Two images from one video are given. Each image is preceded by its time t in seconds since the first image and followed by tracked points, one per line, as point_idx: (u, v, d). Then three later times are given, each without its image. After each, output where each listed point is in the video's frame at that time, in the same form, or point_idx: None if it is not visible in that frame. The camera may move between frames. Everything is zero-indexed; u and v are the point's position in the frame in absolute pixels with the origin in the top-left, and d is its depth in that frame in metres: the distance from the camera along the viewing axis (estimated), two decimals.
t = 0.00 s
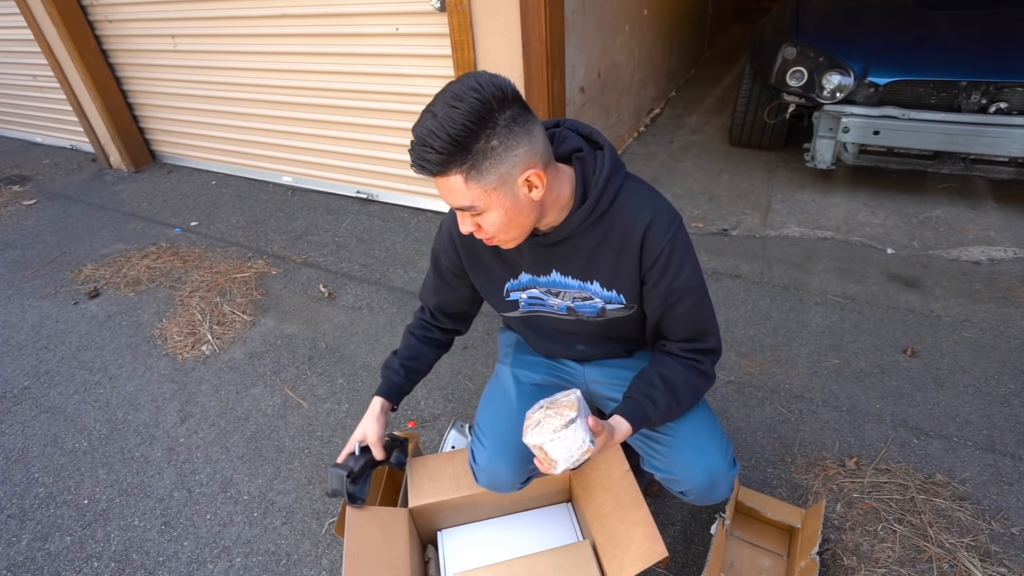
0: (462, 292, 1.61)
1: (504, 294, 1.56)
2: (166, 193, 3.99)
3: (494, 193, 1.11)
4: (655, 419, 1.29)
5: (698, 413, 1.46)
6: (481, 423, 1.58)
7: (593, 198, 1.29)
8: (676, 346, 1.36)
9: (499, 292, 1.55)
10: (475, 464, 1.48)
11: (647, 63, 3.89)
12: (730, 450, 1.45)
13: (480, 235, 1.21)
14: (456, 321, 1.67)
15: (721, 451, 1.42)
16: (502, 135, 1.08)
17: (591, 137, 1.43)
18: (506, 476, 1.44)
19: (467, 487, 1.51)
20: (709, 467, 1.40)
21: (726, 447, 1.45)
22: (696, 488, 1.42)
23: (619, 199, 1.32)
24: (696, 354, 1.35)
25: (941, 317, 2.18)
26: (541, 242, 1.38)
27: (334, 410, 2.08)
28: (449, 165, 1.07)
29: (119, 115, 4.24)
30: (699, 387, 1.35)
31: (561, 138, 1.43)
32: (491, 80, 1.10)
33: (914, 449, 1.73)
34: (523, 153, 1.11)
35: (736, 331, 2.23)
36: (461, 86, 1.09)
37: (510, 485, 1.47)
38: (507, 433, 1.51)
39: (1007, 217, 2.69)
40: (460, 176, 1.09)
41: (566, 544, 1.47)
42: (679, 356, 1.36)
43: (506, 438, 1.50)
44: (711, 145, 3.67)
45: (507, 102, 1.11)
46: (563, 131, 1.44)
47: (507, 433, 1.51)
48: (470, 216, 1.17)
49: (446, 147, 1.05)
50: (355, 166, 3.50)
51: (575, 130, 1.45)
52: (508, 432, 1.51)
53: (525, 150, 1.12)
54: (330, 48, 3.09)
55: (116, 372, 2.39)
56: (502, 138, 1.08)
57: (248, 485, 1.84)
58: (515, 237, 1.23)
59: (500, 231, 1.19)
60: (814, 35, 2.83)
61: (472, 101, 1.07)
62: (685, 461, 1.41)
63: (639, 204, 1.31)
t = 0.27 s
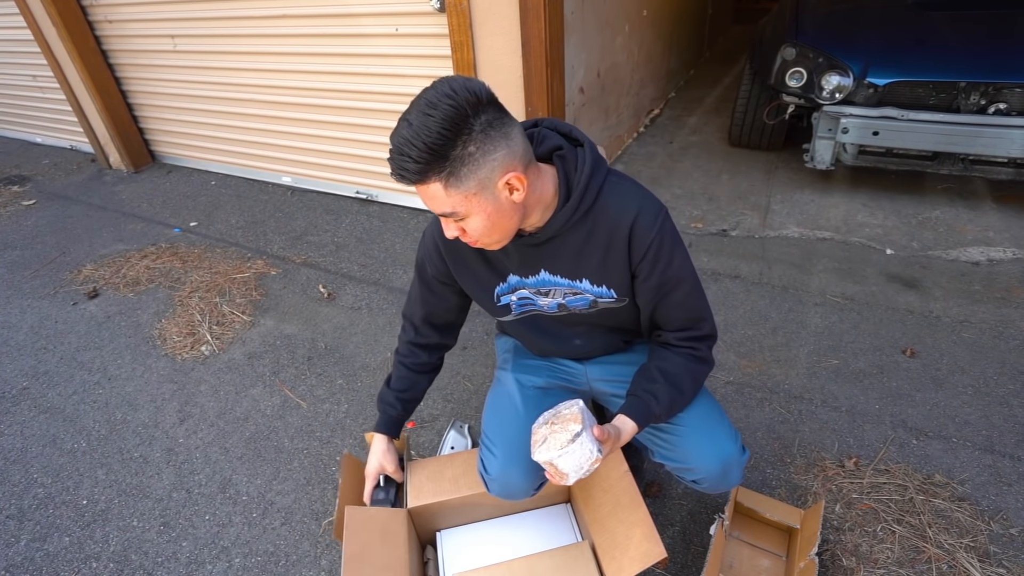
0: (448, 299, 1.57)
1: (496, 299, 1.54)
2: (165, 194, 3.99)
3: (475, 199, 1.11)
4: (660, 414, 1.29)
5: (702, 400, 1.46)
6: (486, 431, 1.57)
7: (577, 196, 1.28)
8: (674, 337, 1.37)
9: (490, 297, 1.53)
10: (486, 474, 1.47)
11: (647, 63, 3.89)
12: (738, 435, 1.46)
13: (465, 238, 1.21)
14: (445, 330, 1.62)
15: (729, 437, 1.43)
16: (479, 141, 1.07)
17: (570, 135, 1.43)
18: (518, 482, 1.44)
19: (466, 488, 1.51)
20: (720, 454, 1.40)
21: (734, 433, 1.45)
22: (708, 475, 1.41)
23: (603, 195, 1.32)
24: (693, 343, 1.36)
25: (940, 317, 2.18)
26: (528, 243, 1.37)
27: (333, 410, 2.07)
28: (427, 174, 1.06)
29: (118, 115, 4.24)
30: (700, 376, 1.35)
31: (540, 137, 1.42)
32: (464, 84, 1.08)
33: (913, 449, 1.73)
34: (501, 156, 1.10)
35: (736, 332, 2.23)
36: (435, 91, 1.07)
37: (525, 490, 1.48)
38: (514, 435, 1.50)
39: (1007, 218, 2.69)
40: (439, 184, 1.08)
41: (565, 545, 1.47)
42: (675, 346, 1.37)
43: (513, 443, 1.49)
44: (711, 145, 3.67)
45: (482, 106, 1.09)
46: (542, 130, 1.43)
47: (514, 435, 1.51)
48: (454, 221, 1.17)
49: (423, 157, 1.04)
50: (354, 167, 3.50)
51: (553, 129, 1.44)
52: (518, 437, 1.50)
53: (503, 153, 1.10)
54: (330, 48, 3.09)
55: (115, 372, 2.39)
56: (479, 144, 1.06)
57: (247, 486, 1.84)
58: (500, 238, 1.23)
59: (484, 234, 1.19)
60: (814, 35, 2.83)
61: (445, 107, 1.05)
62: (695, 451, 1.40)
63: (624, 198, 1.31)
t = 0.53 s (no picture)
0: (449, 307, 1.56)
1: (494, 306, 1.53)
2: (165, 190, 3.98)
3: (454, 224, 1.10)
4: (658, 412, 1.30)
5: (700, 396, 1.46)
6: (486, 427, 1.56)
7: (566, 201, 1.27)
8: (671, 334, 1.36)
9: (488, 305, 1.52)
10: (485, 470, 1.47)
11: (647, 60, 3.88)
12: (737, 432, 1.46)
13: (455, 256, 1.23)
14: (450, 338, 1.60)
15: (728, 433, 1.43)
16: (450, 172, 1.04)
17: (556, 139, 1.42)
18: (517, 478, 1.45)
19: (465, 484, 1.51)
20: (719, 451, 1.40)
21: (732, 429, 1.46)
22: (707, 473, 1.42)
23: (593, 197, 1.30)
24: (690, 339, 1.35)
25: (939, 315, 2.18)
26: (521, 249, 1.36)
27: (333, 407, 2.07)
28: (403, 209, 1.06)
29: (117, 111, 4.23)
30: (697, 370, 1.35)
31: (526, 144, 1.41)
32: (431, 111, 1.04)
33: (912, 447, 1.73)
34: (476, 181, 1.07)
35: (735, 329, 2.23)
36: (402, 124, 1.04)
37: (524, 485, 1.48)
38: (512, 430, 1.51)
39: (1007, 216, 2.69)
40: (417, 216, 1.08)
41: (564, 542, 1.47)
42: (672, 344, 1.37)
43: (512, 438, 1.49)
44: (711, 143, 3.67)
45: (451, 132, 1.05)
46: (528, 137, 1.42)
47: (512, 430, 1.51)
48: (439, 244, 1.17)
49: (395, 196, 1.03)
50: (354, 163, 3.50)
51: (539, 134, 1.44)
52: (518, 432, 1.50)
53: (478, 178, 1.07)
54: (329, 45, 3.08)
55: (115, 369, 2.39)
56: (449, 175, 1.04)
57: (246, 482, 1.84)
58: (489, 253, 1.23)
59: (471, 253, 1.20)
60: (814, 32, 2.82)
61: (412, 142, 1.02)
62: (693, 448, 1.40)
63: (614, 199, 1.30)
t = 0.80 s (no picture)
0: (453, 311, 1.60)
1: (488, 307, 1.56)
2: (165, 189, 3.98)
3: (441, 243, 1.09)
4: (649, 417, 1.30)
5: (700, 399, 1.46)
6: (486, 429, 1.57)
7: (550, 216, 1.27)
8: (666, 343, 1.34)
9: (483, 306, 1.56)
10: (488, 474, 1.47)
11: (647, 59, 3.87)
12: (736, 436, 1.46)
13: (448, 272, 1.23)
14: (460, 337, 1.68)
15: (727, 438, 1.42)
16: (428, 193, 1.03)
17: (543, 149, 1.40)
18: (520, 485, 1.43)
19: (465, 483, 1.51)
20: (717, 456, 1.40)
21: (732, 434, 1.45)
22: (705, 477, 1.42)
23: (579, 211, 1.29)
24: (688, 344, 1.33)
25: (939, 314, 2.18)
26: (511, 260, 1.36)
27: (332, 406, 2.07)
28: (388, 236, 1.06)
29: (117, 110, 4.23)
30: (694, 371, 1.33)
31: (514, 155, 1.40)
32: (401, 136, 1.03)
33: (912, 446, 1.73)
34: (457, 198, 1.06)
35: (735, 328, 2.22)
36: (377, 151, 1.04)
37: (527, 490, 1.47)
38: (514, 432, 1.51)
39: (1007, 215, 2.69)
40: (403, 240, 1.08)
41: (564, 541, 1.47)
42: (669, 350, 1.34)
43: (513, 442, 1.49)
44: (711, 142, 3.66)
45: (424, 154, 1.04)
46: (516, 147, 1.41)
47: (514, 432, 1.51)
48: (430, 264, 1.17)
49: (378, 224, 1.03)
50: (354, 162, 3.50)
51: (527, 144, 1.42)
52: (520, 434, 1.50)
53: (459, 194, 1.06)
54: (329, 43, 3.07)
55: (114, 368, 2.39)
56: (428, 197, 1.03)
57: (246, 481, 1.84)
58: (482, 266, 1.22)
59: (464, 268, 1.19)
60: (815, 31, 2.82)
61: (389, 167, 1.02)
62: (690, 453, 1.40)
63: (600, 213, 1.28)
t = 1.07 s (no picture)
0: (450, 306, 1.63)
1: (487, 304, 1.56)
2: (165, 188, 3.98)
3: (467, 196, 1.05)
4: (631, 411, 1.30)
5: (693, 410, 1.46)
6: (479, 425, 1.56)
7: (548, 211, 1.27)
8: (657, 349, 1.34)
9: (482, 303, 1.56)
10: (476, 470, 1.48)
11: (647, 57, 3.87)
12: (728, 454, 1.44)
13: (468, 255, 1.12)
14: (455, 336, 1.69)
15: (717, 455, 1.41)
16: (449, 138, 1.04)
17: (542, 145, 1.40)
18: (507, 480, 1.44)
19: (465, 481, 1.51)
20: (704, 472, 1.39)
21: (723, 451, 1.43)
22: (691, 492, 1.40)
23: (576, 207, 1.29)
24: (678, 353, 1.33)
25: (940, 313, 2.18)
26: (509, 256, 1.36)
27: (333, 405, 2.08)
28: (416, 186, 0.99)
29: (118, 109, 4.23)
30: (684, 379, 1.33)
31: (514, 150, 1.40)
32: (411, 103, 1.08)
33: (913, 445, 1.72)
34: (474, 149, 1.08)
35: (736, 327, 2.22)
36: (384, 119, 1.04)
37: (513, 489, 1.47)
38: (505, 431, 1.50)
39: (1008, 214, 2.68)
40: (430, 193, 1.00)
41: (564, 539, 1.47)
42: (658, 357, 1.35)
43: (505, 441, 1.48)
44: (711, 141, 3.66)
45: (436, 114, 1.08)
46: (516, 143, 1.41)
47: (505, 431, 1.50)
48: (452, 237, 1.07)
49: (406, 168, 0.97)
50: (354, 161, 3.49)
51: (526, 140, 1.43)
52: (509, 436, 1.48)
53: (474, 147, 1.09)
54: (329, 41, 3.07)
55: (115, 367, 2.39)
56: (451, 141, 1.04)
57: (247, 480, 1.85)
58: (500, 242, 1.16)
59: (485, 241, 1.11)
60: (816, 30, 2.81)
61: (401, 124, 1.02)
62: (678, 466, 1.40)
63: (597, 210, 1.28)
